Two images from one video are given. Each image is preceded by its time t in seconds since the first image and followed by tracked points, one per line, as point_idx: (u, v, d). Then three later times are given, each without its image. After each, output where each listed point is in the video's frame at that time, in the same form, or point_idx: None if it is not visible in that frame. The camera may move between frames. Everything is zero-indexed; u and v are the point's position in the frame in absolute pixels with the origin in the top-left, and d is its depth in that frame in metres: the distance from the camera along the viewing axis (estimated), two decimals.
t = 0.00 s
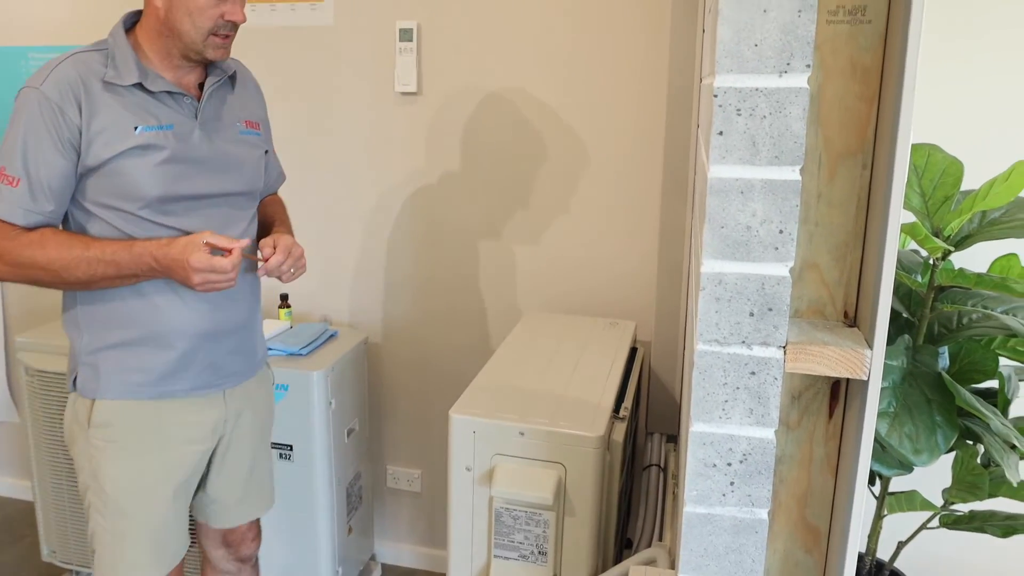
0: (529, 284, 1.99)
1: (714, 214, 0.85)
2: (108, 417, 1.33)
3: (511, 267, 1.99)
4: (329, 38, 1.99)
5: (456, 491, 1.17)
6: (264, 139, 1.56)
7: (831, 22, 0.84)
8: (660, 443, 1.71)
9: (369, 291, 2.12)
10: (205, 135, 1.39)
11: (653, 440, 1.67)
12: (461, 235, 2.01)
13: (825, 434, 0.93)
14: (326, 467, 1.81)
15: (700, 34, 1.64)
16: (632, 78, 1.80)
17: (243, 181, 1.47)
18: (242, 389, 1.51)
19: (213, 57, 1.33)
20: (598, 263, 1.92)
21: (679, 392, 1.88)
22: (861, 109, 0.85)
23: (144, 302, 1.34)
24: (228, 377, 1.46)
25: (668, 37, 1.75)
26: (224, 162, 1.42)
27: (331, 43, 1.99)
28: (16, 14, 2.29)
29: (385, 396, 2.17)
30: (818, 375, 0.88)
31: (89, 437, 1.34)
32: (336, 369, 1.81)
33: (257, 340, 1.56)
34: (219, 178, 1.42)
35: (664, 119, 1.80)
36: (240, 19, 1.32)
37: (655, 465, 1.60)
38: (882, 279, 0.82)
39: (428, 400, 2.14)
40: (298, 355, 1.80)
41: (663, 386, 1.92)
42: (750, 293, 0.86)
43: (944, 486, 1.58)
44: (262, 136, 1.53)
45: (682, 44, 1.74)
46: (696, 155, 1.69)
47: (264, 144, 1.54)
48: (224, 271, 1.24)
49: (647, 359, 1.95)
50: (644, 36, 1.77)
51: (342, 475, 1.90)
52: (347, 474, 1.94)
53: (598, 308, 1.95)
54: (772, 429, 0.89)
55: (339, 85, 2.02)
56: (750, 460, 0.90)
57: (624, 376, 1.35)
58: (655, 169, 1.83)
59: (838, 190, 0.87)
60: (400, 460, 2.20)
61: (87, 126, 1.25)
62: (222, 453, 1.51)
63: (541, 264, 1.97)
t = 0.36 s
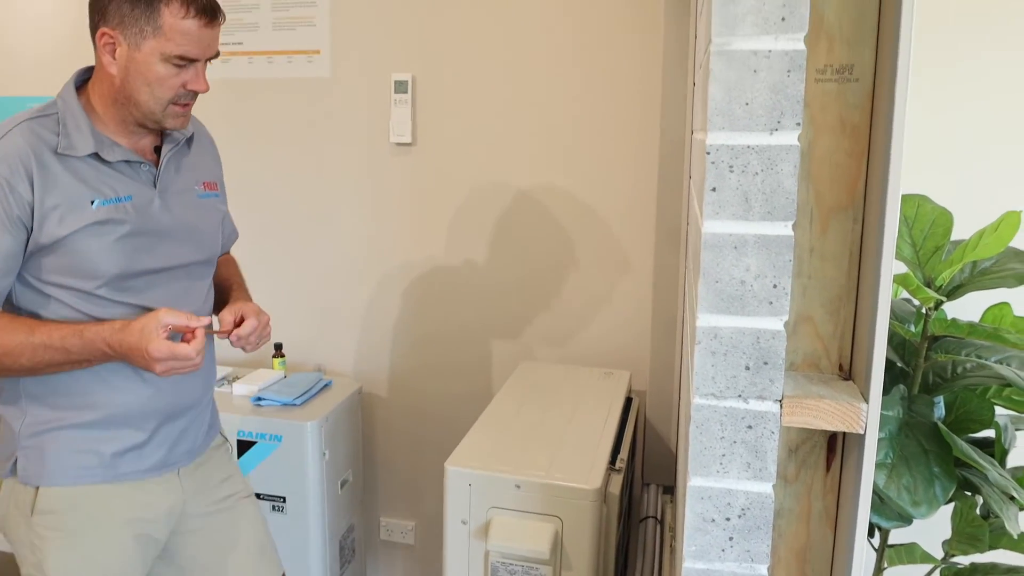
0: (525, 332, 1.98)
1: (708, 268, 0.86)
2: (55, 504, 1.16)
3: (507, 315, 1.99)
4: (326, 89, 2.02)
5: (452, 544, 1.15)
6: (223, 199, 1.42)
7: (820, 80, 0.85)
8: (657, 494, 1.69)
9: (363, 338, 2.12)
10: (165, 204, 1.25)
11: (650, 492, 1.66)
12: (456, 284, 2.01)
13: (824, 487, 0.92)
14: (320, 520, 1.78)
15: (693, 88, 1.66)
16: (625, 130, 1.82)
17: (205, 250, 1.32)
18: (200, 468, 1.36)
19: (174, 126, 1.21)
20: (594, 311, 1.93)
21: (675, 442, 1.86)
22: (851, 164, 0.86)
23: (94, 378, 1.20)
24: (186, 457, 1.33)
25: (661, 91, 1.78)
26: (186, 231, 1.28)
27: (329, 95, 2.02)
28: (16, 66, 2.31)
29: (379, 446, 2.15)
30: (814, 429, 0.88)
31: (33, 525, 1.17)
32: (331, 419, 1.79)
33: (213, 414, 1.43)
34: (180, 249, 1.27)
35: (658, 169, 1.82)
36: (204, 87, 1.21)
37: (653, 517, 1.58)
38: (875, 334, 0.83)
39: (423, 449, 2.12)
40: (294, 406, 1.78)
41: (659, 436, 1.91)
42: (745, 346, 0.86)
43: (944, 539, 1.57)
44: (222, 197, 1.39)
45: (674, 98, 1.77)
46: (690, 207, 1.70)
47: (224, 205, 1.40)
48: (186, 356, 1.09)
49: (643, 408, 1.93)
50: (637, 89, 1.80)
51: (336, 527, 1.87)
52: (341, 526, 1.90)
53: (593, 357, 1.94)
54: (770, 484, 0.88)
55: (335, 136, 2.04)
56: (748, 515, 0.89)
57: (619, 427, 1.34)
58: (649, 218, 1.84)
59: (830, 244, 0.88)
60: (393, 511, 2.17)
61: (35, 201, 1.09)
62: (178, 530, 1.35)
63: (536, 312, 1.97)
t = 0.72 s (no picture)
0: (527, 369, 1.99)
1: (710, 311, 0.88)
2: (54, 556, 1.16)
3: (509, 352, 2.00)
4: (330, 130, 2.05)
5: None
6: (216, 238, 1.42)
7: (815, 128, 0.88)
8: (660, 532, 1.69)
9: (366, 376, 2.13)
10: (161, 246, 1.24)
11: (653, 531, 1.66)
12: (458, 321, 2.03)
13: (825, 525, 0.94)
14: (325, 559, 1.77)
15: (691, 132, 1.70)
16: (625, 172, 1.86)
17: (201, 290, 1.32)
18: (196, 515, 1.36)
19: (167, 169, 1.20)
20: (595, 349, 1.94)
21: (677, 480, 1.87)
22: (847, 209, 0.89)
23: (91, 426, 1.19)
24: (183, 503, 1.32)
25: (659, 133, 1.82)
26: (182, 272, 1.28)
27: (334, 136, 2.05)
28: (24, 108, 2.34)
29: (380, 483, 2.15)
30: (815, 467, 0.89)
31: None
32: (335, 457, 1.79)
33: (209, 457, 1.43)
34: (176, 291, 1.27)
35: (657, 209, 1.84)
36: (195, 128, 1.19)
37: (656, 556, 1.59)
38: (874, 375, 0.85)
39: (425, 487, 2.12)
40: (298, 444, 1.78)
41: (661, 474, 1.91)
42: (747, 387, 0.88)
43: None
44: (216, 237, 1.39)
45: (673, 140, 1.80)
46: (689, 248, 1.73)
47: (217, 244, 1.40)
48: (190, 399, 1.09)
49: (644, 447, 1.94)
50: (636, 131, 1.83)
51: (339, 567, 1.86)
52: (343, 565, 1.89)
53: (594, 395, 1.95)
54: (773, 522, 0.90)
55: (339, 175, 2.07)
56: (752, 552, 0.90)
57: (622, 466, 1.36)
58: (649, 257, 1.87)
59: (828, 287, 0.90)
60: (395, 549, 2.16)
61: (33, 247, 1.09)
62: None
63: (538, 350, 1.98)
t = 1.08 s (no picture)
0: (545, 388, 2.01)
1: (734, 336, 0.89)
2: None
3: (527, 371, 2.02)
4: (350, 152, 2.08)
5: None
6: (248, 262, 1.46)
7: (837, 157, 0.90)
8: (680, 551, 1.70)
9: (386, 394, 2.15)
10: (195, 271, 1.28)
11: (673, 551, 1.67)
12: (478, 341, 2.05)
13: (847, 546, 0.95)
14: None
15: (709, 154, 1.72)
16: (644, 194, 1.87)
17: (234, 313, 1.36)
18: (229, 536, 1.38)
19: (198, 198, 1.23)
20: (614, 368, 1.95)
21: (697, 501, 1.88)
22: (869, 236, 0.91)
23: (127, 447, 1.21)
24: (215, 523, 1.34)
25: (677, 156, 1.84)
26: (217, 296, 1.32)
27: (355, 159, 2.08)
28: (48, 131, 2.36)
29: (400, 501, 2.17)
30: (837, 489, 0.91)
31: None
32: (356, 475, 1.81)
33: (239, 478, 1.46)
34: (209, 315, 1.30)
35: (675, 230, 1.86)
36: (221, 159, 1.21)
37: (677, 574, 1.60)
38: (895, 400, 0.87)
39: (444, 505, 2.13)
40: (321, 462, 1.81)
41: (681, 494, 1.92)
42: (770, 411, 0.90)
43: None
44: (248, 260, 1.43)
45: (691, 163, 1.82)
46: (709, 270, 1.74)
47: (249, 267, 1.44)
48: (223, 428, 1.11)
49: (664, 466, 1.95)
50: (654, 154, 1.85)
51: None
52: None
53: (614, 414, 1.96)
54: (796, 543, 0.91)
55: (360, 196, 2.09)
56: (775, 573, 0.92)
57: (642, 484, 1.38)
58: (667, 277, 1.89)
59: (850, 313, 0.92)
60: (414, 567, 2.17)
61: (73, 273, 1.13)
62: None
63: (557, 370, 1.99)
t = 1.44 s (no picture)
0: (575, 398, 2.01)
1: (777, 350, 0.90)
2: None
3: (557, 381, 2.02)
4: (381, 162, 2.10)
5: None
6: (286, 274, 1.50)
7: (880, 171, 0.91)
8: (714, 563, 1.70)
9: (416, 403, 2.16)
10: (238, 283, 1.32)
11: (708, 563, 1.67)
12: (508, 351, 2.05)
13: (889, 561, 0.96)
14: None
15: (743, 165, 1.72)
16: (675, 204, 1.87)
17: (274, 324, 1.40)
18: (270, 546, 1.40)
19: (242, 208, 1.26)
20: (644, 377, 1.95)
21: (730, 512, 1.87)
22: (912, 251, 0.91)
23: (175, 460, 1.23)
24: (258, 533, 1.36)
25: (710, 166, 1.84)
26: (258, 307, 1.36)
27: (386, 169, 2.10)
28: (82, 143, 2.39)
29: (431, 510, 2.17)
30: (879, 503, 0.91)
31: None
32: (388, 485, 1.82)
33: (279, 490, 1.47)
34: (251, 326, 1.34)
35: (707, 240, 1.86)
36: (262, 168, 1.24)
37: None
38: (940, 413, 0.87)
39: (474, 515, 2.14)
40: (353, 471, 1.83)
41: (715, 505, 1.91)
42: (813, 425, 0.90)
43: None
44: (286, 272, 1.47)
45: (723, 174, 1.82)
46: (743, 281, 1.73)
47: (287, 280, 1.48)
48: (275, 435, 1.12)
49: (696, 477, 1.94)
50: (686, 164, 1.86)
51: None
52: None
53: (645, 425, 1.96)
54: (839, 557, 0.91)
55: (391, 206, 2.11)
56: None
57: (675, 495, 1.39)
58: (699, 287, 1.88)
59: (894, 326, 0.92)
60: None
61: (122, 286, 1.17)
62: None
63: (588, 380, 1.99)
